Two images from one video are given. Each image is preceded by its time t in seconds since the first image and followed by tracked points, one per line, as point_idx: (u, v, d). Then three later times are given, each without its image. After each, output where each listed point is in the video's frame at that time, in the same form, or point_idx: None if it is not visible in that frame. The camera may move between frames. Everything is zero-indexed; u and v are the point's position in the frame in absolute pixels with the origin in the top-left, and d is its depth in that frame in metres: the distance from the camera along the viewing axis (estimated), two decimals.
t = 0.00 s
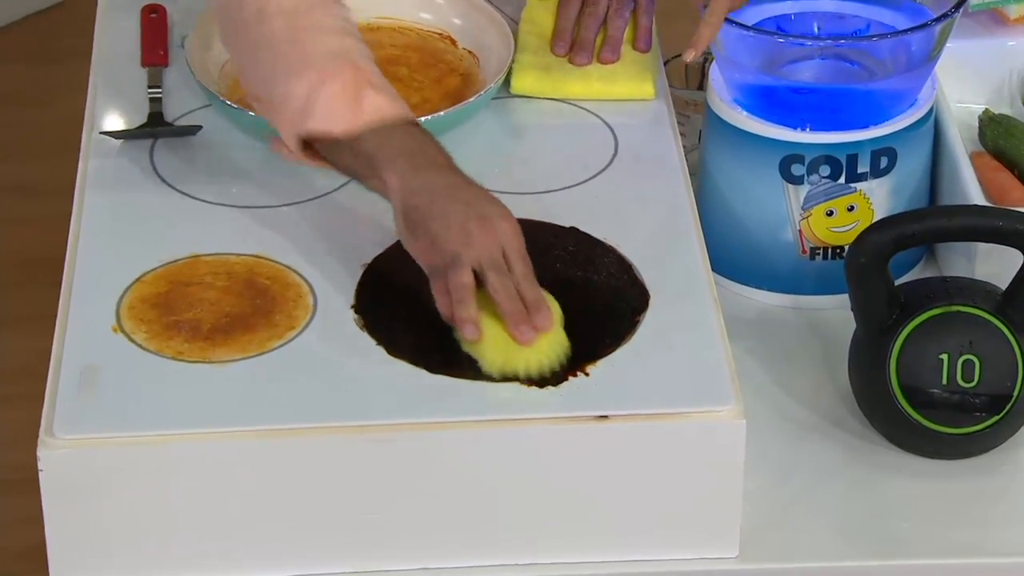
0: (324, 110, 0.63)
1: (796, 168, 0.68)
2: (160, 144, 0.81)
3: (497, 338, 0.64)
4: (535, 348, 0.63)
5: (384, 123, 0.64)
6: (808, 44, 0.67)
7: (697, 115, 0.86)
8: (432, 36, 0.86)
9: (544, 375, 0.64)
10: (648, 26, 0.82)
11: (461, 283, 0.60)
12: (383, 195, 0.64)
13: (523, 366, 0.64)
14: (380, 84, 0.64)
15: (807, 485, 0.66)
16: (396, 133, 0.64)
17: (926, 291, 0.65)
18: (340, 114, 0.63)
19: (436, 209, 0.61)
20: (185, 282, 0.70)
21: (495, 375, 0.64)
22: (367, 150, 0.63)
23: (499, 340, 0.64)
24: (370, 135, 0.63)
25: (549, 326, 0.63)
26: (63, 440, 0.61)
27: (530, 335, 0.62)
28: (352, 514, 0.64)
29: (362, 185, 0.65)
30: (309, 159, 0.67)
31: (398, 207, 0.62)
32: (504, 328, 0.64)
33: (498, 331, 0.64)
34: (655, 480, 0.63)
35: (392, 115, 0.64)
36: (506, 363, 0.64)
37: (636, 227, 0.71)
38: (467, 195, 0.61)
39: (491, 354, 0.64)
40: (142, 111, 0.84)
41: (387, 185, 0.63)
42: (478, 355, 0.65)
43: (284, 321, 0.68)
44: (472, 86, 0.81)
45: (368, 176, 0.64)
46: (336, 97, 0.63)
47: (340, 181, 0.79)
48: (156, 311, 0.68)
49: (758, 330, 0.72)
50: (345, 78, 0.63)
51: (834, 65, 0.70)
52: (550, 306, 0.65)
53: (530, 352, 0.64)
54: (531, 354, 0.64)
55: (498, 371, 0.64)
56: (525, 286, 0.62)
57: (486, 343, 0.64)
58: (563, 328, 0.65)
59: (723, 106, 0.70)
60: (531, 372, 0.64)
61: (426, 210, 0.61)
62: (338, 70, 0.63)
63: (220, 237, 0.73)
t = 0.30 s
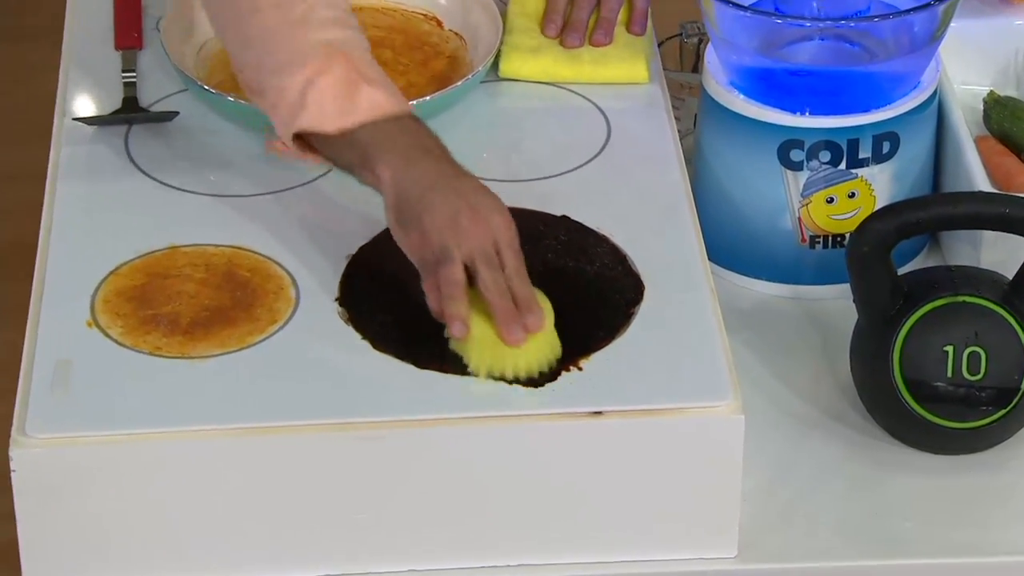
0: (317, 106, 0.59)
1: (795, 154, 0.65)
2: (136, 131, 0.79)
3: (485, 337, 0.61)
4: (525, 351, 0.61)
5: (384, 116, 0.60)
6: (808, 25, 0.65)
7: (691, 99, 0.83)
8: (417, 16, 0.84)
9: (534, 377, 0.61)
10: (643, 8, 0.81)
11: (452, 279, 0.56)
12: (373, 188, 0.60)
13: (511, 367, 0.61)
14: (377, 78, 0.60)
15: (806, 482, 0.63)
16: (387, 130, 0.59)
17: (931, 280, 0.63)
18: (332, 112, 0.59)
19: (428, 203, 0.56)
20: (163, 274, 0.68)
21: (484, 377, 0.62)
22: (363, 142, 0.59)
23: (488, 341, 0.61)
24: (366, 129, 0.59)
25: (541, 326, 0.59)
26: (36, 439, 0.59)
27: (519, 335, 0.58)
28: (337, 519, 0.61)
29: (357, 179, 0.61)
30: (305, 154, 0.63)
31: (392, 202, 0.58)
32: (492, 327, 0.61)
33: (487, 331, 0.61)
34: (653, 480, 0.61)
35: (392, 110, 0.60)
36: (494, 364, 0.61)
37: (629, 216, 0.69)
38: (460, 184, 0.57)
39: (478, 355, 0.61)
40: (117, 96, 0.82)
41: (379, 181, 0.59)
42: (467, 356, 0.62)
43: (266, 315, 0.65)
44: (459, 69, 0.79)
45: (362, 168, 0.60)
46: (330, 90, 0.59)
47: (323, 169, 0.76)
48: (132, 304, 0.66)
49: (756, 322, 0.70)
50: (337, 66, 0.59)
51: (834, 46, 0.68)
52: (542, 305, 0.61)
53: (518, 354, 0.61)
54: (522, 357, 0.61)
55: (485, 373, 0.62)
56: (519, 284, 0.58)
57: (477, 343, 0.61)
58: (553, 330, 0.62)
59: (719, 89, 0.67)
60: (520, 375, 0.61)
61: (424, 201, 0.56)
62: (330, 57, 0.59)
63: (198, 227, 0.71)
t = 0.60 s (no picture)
0: (288, 84, 0.60)
1: (795, 141, 0.63)
2: (112, 119, 0.76)
3: (478, 312, 0.59)
4: (522, 323, 0.59)
5: (355, 92, 0.60)
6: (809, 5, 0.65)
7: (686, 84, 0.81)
8: None
9: (529, 348, 0.60)
10: None
11: (442, 256, 0.56)
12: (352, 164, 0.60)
13: (507, 342, 0.60)
14: (347, 52, 0.61)
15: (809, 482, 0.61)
16: (363, 102, 0.60)
17: (936, 273, 0.60)
18: (303, 86, 0.60)
19: (412, 177, 0.57)
20: (141, 268, 0.65)
21: (477, 351, 0.60)
22: (338, 119, 0.60)
23: (481, 315, 0.59)
24: (342, 106, 0.60)
25: (535, 299, 0.58)
26: (10, 440, 0.56)
27: (514, 308, 0.58)
28: (324, 521, 0.59)
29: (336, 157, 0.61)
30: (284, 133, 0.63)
31: (370, 173, 0.58)
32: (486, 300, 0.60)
33: (480, 305, 0.59)
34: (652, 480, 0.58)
35: (362, 84, 0.60)
36: (488, 339, 0.60)
37: (624, 207, 0.66)
38: (446, 159, 0.57)
39: (473, 328, 0.60)
40: (92, 82, 0.79)
41: (358, 153, 0.59)
42: (457, 328, 0.61)
43: (249, 310, 0.63)
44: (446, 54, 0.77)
45: (340, 147, 0.60)
46: (302, 65, 0.60)
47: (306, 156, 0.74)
48: (109, 300, 0.63)
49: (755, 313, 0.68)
50: (311, 41, 0.60)
51: (835, 28, 0.66)
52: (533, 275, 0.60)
53: (515, 327, 0.59)
54: (516, 329, 0.59)
55: (479, 347, 0.60)
56: (508, 257, 0.57)
57: (470, 319, 0.60)
58: (549, 301, 0.61)
59: (716, 73, 0.65)
60: (515, 347, 0.60)
61: (400, 179, 0.57)
62: (302, 35, 0.60)
63: (177, 219, 0.69)
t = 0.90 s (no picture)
0: (258, 61, 0.55)
1: (800, 141, 0.61)
2: (92, 119, 0.74)
3: (468, 299, 0.58)
4: (513, 309, 0.58)
5: (327, 73, 0.55)
6: None
7: (687, 81, 0.80)
8: None
9: (519, 333, 0.59)
10: None
11: (427, 243, 0.53)
12: (332, 151, 0.56)
13: (498, 327, 0.58)
14: (319, 28, 0.55)
15: (817, 487, 0.59)
16: (339, 84, 0.55)
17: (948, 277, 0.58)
18: (274, 65, 0.55)
19: (395, 166, 0.53)
20: (123, 274, 0.63)
21: (467, 341, 0.59)
22: (306, 100, 0.55)
23: (470, 301, 0.58)
24: (315, 86, 0.55)
25: (525, 284, 0.58)
26: None
27: (504, 294, 0.57)
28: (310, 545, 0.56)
29: (307, 138, 0.57)
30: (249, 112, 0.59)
31: (351, 164, 0.54)
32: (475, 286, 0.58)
33: (470, 292, 0.57)
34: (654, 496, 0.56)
35: (334, 62, 0.56)
36: (478, 326, 0.58)
37: (622, 210, 0.64)
38: (427, 143, 0.54)
39: (463, 313, 0.58)
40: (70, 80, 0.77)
41: (337, 141, 0.55)
42: (450, 318, 0.59)
43: (235, 318, 0.61)
44: (439, 51, 0.76)
45: (314, 129, 0.56)
46: (273, 49, 0.55)
47: (293, 156, 0.72)
48: (90, 307, 0.61)
49: (758, 319, 0.65)
50: (283, 17, 0.55)
51: (841, 24, 0.64)
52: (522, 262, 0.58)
53: (506, 313, 0.58)
54: (507, 316, 0.58)
55: (468, 334, 0.59)
56: (495, 241, 0.55)
57: (459, 304, 0.58)
58: (537, 288, 0.60)
59: (718, 71, 0.63)
60: (506, 334, 0.58)
61: (382, 167, 0.53)
62: (275, 13, 0.55)
63: (159, 223, 0.66)
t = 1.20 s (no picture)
0: (226, 35, 0.55)
1: (806, 143, 0.59)
2: (75, 123, 0.72)
3: (450, 282, 0.57)
4: (496, 292, 0.57)
5: (303, 53, 0.56)
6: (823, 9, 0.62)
7: (688, 80, 0.80)
8: None
9: (495, 324, 0.58)
10: None
11: (409, 225, 0.52)
12: (304, 131, 0.56)
13: (481, 313, 0.58)
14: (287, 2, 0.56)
15: (830, 496, 0.56)
16: (311, 62, 0.56)
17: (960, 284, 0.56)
18: (246, 39, 0.55)
19: (368, 141, 0.52)
20: (106, 283, 0.61)
21: (448, 324, 0.58)
22: (280, 79, 0.56)
23: (454, 286, 0.57)
24: (286, 64, 0.55)
25: (507, 268, 0.55)
26: None
27: (488, 278, 0.54)
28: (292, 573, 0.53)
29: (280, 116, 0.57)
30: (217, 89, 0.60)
31: (326, 145, 0.54)
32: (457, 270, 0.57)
33: (452, 276, 0.56)
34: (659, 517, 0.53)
35: (308, 38, 0.56)
36: (458, 310, 0.58)
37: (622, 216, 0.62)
38: (406, 127, 0.53)
39: (444, 295, 0.57)
40: (51, 82, 0.75)
41: (307, 120, 0.55)
42: (428, 300, 0.58)
43: (221, 328, 0.58)
44: (432, 49, 0.75)
45: (286, 109, 0.56)
46: (240, 21, 0.55)
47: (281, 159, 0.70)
48: (72, 317, 0.59)
49: (764, 328, 0.63)
50: None
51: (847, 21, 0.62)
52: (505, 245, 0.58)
53: (491, 298, 0.57)
54: (489, 300, 0.57)
55: (451, 320, 0.58)
56: (476, 221, 0.53)
57: (440, 287, 0.57)
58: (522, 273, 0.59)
59: (722, 72, 0.61)
60: (490, 318, 0.58)
61: (359, 147, 0.52)
62: None
63: (143, 230, 0.64)
